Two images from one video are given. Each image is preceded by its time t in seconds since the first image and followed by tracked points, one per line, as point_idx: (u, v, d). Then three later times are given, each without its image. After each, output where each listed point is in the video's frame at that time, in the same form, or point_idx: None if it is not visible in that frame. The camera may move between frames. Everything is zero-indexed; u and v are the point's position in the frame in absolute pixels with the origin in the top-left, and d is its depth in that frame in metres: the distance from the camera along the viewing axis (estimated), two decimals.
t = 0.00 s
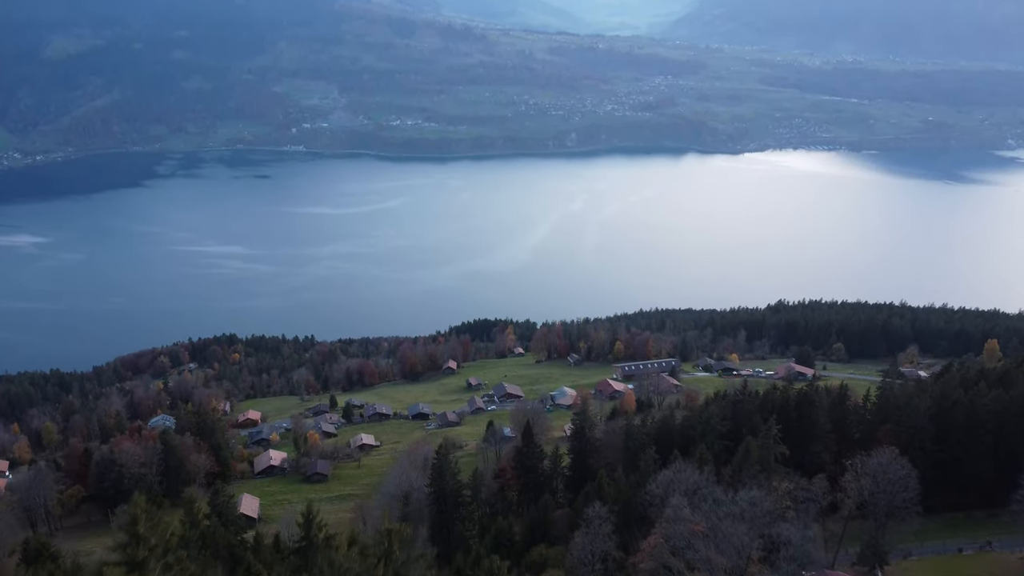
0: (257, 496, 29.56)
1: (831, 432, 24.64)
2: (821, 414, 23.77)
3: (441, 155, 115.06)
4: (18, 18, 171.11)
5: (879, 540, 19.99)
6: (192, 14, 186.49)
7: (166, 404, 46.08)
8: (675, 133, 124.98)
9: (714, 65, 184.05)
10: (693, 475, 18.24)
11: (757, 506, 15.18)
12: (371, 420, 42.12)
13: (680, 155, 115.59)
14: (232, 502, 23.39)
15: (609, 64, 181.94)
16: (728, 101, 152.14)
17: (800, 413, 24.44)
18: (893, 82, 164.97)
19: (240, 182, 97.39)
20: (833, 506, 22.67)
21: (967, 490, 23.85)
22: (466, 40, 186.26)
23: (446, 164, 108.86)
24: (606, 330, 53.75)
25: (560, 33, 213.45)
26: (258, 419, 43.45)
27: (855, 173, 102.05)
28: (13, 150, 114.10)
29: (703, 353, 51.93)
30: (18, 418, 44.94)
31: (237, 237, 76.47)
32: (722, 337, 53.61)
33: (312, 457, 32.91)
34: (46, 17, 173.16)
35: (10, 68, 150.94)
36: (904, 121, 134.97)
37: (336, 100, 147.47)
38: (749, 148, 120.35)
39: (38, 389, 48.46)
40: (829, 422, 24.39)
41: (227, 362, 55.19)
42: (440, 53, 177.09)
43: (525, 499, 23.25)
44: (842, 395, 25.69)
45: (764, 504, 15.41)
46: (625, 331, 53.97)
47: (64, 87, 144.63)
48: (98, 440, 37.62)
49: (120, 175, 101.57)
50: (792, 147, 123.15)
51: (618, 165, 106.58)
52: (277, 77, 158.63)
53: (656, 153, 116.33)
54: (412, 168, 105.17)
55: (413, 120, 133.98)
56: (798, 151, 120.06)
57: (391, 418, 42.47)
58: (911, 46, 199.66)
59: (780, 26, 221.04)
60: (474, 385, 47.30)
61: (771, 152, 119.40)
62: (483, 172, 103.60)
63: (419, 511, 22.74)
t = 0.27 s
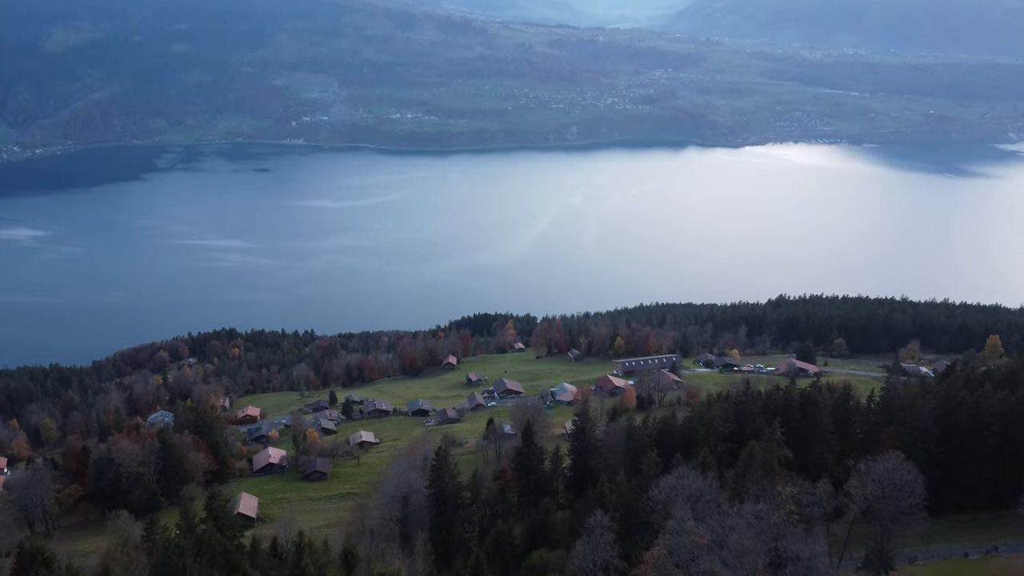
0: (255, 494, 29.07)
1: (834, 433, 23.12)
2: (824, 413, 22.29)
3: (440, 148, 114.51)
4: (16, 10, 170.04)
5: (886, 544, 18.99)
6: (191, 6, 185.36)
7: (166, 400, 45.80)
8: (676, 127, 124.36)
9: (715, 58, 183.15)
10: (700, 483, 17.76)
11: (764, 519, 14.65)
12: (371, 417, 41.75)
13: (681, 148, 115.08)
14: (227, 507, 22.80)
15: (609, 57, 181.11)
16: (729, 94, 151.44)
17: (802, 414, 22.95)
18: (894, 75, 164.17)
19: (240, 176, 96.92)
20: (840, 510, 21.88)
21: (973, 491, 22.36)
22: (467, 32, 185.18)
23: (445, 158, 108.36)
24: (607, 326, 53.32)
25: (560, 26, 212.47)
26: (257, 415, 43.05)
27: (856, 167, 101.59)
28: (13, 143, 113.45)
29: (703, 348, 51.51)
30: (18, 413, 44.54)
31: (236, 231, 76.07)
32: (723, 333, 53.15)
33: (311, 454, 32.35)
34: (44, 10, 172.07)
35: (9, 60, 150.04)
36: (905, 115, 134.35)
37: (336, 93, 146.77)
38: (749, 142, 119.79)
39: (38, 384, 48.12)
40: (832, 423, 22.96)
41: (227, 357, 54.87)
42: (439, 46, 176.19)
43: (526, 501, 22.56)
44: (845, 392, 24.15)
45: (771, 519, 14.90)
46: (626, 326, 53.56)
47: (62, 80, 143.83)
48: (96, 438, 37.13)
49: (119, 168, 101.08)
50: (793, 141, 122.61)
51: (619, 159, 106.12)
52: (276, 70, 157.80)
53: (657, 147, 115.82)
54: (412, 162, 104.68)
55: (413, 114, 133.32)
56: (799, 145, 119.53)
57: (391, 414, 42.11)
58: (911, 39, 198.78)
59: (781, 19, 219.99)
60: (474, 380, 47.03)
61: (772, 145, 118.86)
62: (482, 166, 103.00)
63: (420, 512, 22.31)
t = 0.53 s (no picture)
0: (255, 492, 28.82)
1: (837, 433, 22.65)
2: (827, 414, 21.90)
3: (440, 141, 114.01)
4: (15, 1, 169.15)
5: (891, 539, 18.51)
6: None
7: (165, 394, 45.53)
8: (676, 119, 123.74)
9: (716, 49, 182.29)
10: (702, 487, 17.42)
11: (770, 532, 14.32)
12: (371, 411, 41.43)
13: (681, 140, 114.54)
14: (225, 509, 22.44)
15: (610, 49, 180.29)
16: (731, 86, 150.72)
17: (805, 414, 22.50)
18: (895, 67, 163.32)
19: (239, 168, 96.52)
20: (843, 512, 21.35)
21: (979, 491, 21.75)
22: (467, 24, 184.22)
23: (445, 150, 107.85)
24: (607, 320, 53.00)
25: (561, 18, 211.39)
26: (257, 410, 42.76)
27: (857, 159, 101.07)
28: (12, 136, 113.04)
29: (704, 343, 51.18)
30: (18, 406, 44.24)
31: (236, 223, 75.72)
32: (723, 327, 52.80)
33: (310, 451, 31.94)
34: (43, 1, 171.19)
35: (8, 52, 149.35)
36: (906, 107, 133.69)
37: (336, 86, 146.12)
38: (750, 134, 119.20)
39: (38, 378, 47.79)
40: (835, 422, 22.50)
41: (227, 350, 54.63)
42: (439, 38, 175.34)
43: (526, 502, 22.25)
44: (848, 391, 23.71)
45: (778, 529, 14.59)
46: (626, 320, 53.25)
47: (62, 72, 143.22)
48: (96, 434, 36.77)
49: (119, 161, 100.72)
50: (793, 133, 122.07)
51: (618, 151, 105.66)
52: (275, 61, 157.03)
53: (657, 139, 115.30)
54: (411, 154, 104.16)
55: (414, 106, 132.72)
56: (800, 137, 118.99)
57: (391, 409, 41.80)
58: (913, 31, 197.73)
59: (783, 11, 218.83)
60: (474, 374, 46.79)
61: (772, 137, 118.33)
62: (481, 158, 102.48)
63: (420, 513, 21.98)
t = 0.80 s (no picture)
0: (254, 485, 28.44)
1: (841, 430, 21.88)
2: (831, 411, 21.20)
3: (440, 129, 113.32)
4: None
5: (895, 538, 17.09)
6: None
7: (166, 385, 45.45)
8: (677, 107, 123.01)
9: (717, 38, 181.13)
10: (707, 490, 17.05)
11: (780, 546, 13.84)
12: (371, 404, 41.07)
13: (682, 129, 113.89)
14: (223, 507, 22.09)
15: (611, 38, 179.16)
16: (732, 75, 149.81)
17: (809, 411, 21.79)
18: (898, 56, 162.25)
19: (238, 157, 95.98)
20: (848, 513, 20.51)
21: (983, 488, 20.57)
22: (466, 12, 182.92)
23: (445, 139, 107.24)
24: (608, 311, 52.60)
25: (561, 6, 209.90)
26: (256, 402, 42.43)
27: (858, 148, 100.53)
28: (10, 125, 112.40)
29: (704, 334, 50.76)
30: (18, 397, 43.89)
31: (235, 213, 75.26)
32: (724, 318, 52.38)
33: (310, 445, 31.59)
34: None
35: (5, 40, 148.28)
36: (908, 95, 132.85)
37: (335, 74, 145.15)
38: (750, 123, 118.49)
39: (37, 369, 47.45)
40: (838, 418, 21.78)
41: (227, 341, 54.30)
42: (439, 27, 174.15)
43: (527, 501, 21.81)
44: (852, 387, 22.93)
45: (787, 541, 14.20)
46: (627, 312, 52.85)
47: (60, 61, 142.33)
48: (95, 426, 36.38)
49: (118, 150, 100.20)
50: (795, 122, 121.36)
51: (618, 140, 105.10)
52: (274, 50, 155.98)
53: (658, 128, 114.69)
54: (410, 143, 103.55)
55: (413, 95, 131.90)
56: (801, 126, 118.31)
57: (391, 401, 41.48)
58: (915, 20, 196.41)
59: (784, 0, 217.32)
60: (474, 366, 46.49)
61: (773, 126, 117.61)
62: (481, 147, 101.88)
63: (420, 512, 21.45)
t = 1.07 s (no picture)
0: (253, 480, 28.06)
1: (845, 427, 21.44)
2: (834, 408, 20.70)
3: (439, 118, 112.55)
4: None
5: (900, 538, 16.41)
6: None
7: (166, 377, 45.09)
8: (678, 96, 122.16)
9: (718, 26, 179.82)
10: (710, 494, 16.65)
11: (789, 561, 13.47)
12: (371, 396, 40.74)
13: (682, 118, 113.16)
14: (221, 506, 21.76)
15: (611, 26, 177.83)
16: (733, 63, 148.80)
17: (812, 408, 21.18)
18: (900, 43, 160.98)
19: (236, 145, 95.33)
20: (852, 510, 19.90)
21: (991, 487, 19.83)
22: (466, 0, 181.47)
23: (444, 127, 106.50)
24: (608, 302, 52.16)
25: None
26: (256, 394, 42.10)
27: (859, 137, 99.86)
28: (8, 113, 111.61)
29: (705, 325, 50.35)
30: (17, 389, 43.61)
31: (234, 202, 74.74)
32: (725, 308, 51.93)
33: (309, 438, 31.26)
34: None
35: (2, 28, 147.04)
36: (910, 83, 131.89)
37: (334, 62, 144.19)
38: (751, 112, 117.68)
39: (36, 360, 47.08)
40: (842, 415, 21.28)
41: (227, 332, 53.91)
42: (438, 14, 172.82)
43: (527, 500, 21.41)
44: (857, 382, 22.36)
45: (793, 552, 13.83)
46: (628, 303, 52.40)
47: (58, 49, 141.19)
48: (94, 418, 36.14)
49: (116, 138, 99.56)
50: (796, 110, 120.55)
51: (618, 129, 104.38)
52: (273, 37, 154.84)
53: (659, 117, 113.93)
54: (409, 132, 102.88)
55: (413, 83, 131.04)
56: (802, 115, 117.52)
57: (391, 393, 41.16)
58: (917, 7, 194.99)
59: None
60: (474, 357, 46.14)
61: (774, 115, 116.80)
62: (479, 136, 101.23)
63: (419, 510, 20.96)
